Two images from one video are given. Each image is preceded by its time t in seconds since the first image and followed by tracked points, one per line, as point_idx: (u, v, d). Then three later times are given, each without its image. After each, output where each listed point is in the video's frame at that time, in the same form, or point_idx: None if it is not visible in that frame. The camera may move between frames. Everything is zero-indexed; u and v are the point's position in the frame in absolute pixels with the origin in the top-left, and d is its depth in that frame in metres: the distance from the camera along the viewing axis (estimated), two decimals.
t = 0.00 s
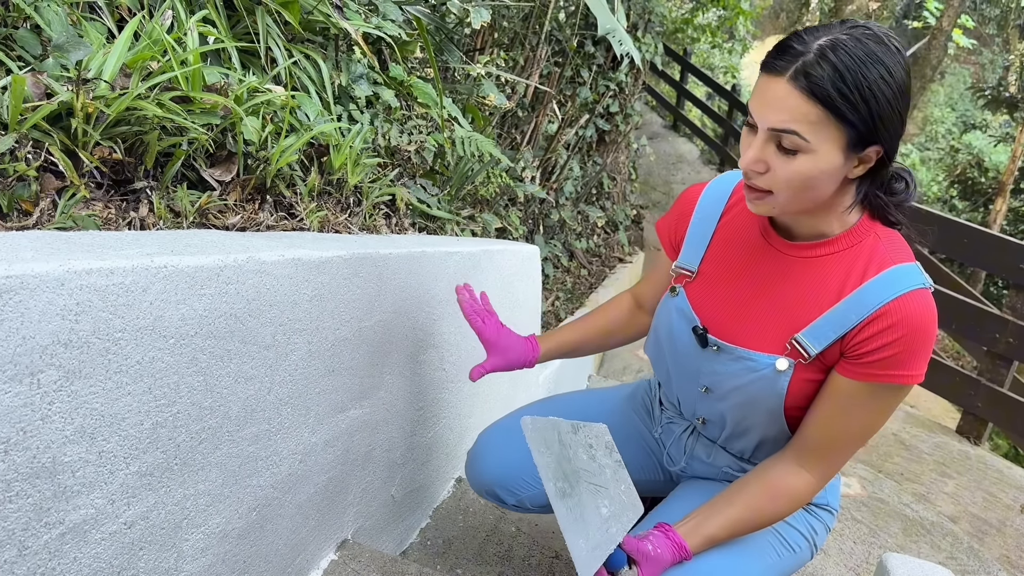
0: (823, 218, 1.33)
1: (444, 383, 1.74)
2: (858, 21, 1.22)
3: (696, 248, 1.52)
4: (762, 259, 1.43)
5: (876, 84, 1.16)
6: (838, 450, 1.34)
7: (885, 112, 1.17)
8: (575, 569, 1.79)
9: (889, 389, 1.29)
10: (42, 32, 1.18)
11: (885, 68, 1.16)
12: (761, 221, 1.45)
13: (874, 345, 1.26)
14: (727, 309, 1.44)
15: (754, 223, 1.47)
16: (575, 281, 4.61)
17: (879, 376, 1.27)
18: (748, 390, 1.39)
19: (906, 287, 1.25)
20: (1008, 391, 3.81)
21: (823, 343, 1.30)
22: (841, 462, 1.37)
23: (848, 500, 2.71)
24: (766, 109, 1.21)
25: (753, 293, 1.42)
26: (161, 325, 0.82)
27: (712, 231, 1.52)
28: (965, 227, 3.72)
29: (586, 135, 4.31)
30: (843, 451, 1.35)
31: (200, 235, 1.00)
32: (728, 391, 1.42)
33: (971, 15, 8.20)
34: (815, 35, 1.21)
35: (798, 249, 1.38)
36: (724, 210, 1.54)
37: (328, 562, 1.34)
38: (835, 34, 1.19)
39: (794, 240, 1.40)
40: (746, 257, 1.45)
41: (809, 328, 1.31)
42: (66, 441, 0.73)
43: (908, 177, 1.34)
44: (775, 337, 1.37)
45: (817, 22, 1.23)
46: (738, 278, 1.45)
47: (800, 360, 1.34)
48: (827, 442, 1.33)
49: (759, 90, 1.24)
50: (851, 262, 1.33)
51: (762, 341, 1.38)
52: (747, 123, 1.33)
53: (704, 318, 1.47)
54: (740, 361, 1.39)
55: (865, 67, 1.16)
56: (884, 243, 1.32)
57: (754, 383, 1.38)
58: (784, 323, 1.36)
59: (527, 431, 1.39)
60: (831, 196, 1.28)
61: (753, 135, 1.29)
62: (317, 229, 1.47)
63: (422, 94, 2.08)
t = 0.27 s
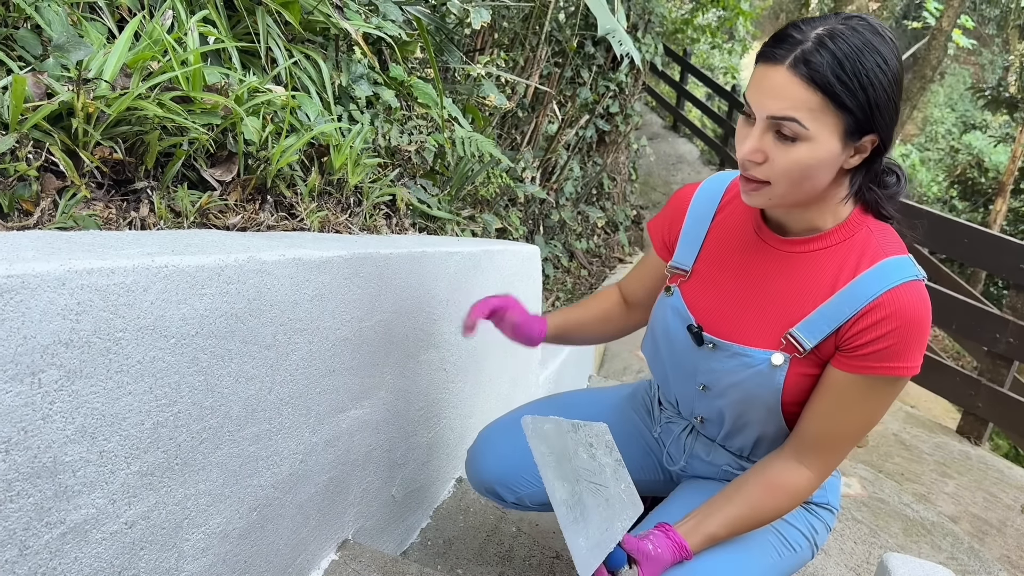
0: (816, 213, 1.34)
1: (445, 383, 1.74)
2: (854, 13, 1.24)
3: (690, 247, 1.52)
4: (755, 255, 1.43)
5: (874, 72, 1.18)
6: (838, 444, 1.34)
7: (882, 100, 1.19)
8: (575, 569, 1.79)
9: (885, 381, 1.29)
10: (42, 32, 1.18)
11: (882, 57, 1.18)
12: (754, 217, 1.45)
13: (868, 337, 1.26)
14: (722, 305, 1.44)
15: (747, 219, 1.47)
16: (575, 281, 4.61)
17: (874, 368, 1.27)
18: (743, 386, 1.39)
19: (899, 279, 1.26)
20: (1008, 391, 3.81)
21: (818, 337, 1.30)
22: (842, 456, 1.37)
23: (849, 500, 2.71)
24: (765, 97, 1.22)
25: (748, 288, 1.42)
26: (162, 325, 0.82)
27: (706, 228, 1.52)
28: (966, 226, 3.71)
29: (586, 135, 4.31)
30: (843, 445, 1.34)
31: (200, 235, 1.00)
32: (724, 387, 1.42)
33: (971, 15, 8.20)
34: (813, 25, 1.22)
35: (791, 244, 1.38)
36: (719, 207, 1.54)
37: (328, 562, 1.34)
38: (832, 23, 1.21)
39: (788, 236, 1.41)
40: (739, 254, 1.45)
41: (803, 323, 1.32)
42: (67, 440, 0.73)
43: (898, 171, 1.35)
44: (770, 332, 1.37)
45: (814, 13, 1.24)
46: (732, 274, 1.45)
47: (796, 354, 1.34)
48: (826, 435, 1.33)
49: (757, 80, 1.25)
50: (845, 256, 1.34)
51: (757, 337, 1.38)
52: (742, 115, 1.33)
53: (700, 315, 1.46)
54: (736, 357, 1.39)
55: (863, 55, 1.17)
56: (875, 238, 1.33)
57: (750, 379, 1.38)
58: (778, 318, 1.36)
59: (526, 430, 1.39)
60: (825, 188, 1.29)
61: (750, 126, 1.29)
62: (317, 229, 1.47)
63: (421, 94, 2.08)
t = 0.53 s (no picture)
0: (819, 201, 1.36)
1: (448, 382, 1.74)
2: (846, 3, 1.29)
3: (696, 241, 1.52)
4: (760, 246, 1.44)
5: (873, 54, 1.22)
6: (839, 433, 1.34)
7: (881, 82, 1.23)
8: (578, 568, 1.80)
9: (888, 363, 1.30)
10: (47, 33, 1.18)
11: (880, 41, 1.23)
12: (759, 209, 1.46)
13: (876, 321, 1.28)
14: (728, 296, 1.43)
15: (750, 212, 1.48)
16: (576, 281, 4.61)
17: (882, 352, 1.28)
18: (754, 378, 1.39)
19: (904, 264, 1.28)
20: (1009, 390, 3.81)
21: (826, 323, 1.31)
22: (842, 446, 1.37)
23: (850, 499, 2.71)
24: (769, 82, 1.23)
25: (754, 278, 1.42)
26: (169, 325, 0.83)
27: (712, 222, 1.52)
28: (966, 226, 3.71)
29: (586, 136, 4.31)
30: (844, 433, 1.34)
31: (206, 235, 1.01)
32: (734, 379, 1.41)
33: (971, 15, 8.22)
34: (812, 12, 1.26)
35: (796, 234, 1.39)
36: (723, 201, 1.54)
37: (333, 561, 1.34)
38: (830, 10, 1.25)
39: (791, 225, 1.42)
40: (744, 246, 1.46)
41: (811, 310, 1.32)
42: (75, 439, 0.73)
43: (896, 161, 1.36)
44: (777, 321, 1.37)
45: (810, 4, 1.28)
46: (737, 266, 1.45)
47: (804, 341, 1.34)
48: (827, 425, 1.33)
49: (759, 67, 1.27)
50: (849, 245, 1.35)
51: (764, 326, 1.38)
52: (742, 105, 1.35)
53: (706, 307, 1.46)
54: (745, 348, 1.38)
55: (862, 38, 1.21)
56: (878, 225, 1.35)
57: (760, 369, 1.37)
58: (785, 307, 1.37)
59: (536, 429, 1.37)
60: (829, 173, 1.30)
61: (752, 114, 1.30)
62: (320, 229, 1.47)
63: (423, 94, 2.09)
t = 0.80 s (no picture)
0: (820, 184, 1.37)
1: (444, 382, 1.75)
2: None
3: (693, 237, 1.52)
4: (759, 235, 1.44)
5: (861, 36, 1.26)
6: (832, 414, 1.31)
7: (871, 61, 1.28)
8: (575, 568, 1.80)
9: (888, 336, 1.28)
10: (41, 34, 1.18)
11: (864, 23, 1.27)
12: (754, 201, 1.47)
13: (879, 295, 1.28)
14: (730, 287, 1.43)
15: (744, 205, 1.49)
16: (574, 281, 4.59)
17: (885, 326, 1.27)
18: (762, 365, 1.38)
19: (902, 238, 1.29)
20: (1006, 389, 3.82)
21: (830, 304, 1.31)
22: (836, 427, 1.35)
23: (847, 499, 2.71)
24: (769, 72, 1.25)
25: (754, 267, 1.42)
26: (162, 325, 0.83)
27: (708, 217, 1.53)
28: (965, 226, 3.72)
29: (584, 136, 4.31)
30: (839, 410, 1.32)
31: (200, 236, 1.01)
32: (742, 368, 1.40)
33: (969, 14, 8.23)
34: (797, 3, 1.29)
35: (794, 221, 1.40)
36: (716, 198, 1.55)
37: (329, 561, 1.35)
38: None
39: (789, 212, 1.42)
40: (742, 237, 1.46)
41: (814, 292, 1.33)
42: (68, 439, 0.73)
43: (879, 141, 1.45)
44: (781, 307, 1.37)
45: None
46: (737, 256, 1.45)
47: (810, 324, 1.34)
48: (819, 407, 1.31)
49: (755, 60, 1.28)
50: (847, 225, 1.36)
51: (768, 313, 1.38)
52: (734, 100, 1.36)
53: (708, 299, 1.45)
54: (752, 337, 1.38)
55: (849, 22, 1.25)
56: (871, 208, 1.37)
57: (767, 356, 1.37)
58: (787, 292, 1.37)
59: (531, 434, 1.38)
60: (830, 155, 1.33)
61: (750, 106, 1.31)
62: (316, 229, 1.48)
63: (420, 95, 2.09)
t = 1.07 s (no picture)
0: (814, 177, 1.39)
1: (443, 383, 1.75)
2: None
3: (687, 240, 1.53)
4: (752, 234, 1.45)
5: (859, 22, 1.32)
6: (828, 411, 1.32)
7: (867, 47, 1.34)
8: (574, 567, 1.81)
9: (884, 330, 1.29)
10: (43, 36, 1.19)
11: (859, 12, 1.34)
12: (745, 202, 1.49)
13: (873, 289, 1.29)
14: (725, 287, 1.44)
15: (735, 205, 1.50)
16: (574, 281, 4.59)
17: (878, 319, 1.28)
18: (758, 365, 1.38)
19: (891, 232, 1.31)
20: (1005, 388, 3.83)
21: (825, 301, 1.32)
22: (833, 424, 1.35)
23: (846, 498, 2.72)
24: (780, 50, 1.28)
25: (748, 267, 1.43)
26: (163, 324, 0.83)
27: (700, 218, 1.54)
28: (964, 226, 3.73)
29: (583, 136, 4.32)
30: (837, 404, 1.32)
31: (200, 236, 1.01)
32: (739, 369, 1.41)
33: (967, 14, 8.25)
34: None
35: (785, 219, 1.42)
36: (708, 200, 1.56)
37: (329, 560, 1.35)
38: None
39: (783, 210, 1.43)
40: (734, 238, 1.47)
41: (808, 290, 1.34)
42: (71, 437, 0.74)
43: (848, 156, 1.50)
44: (776, 306, 1.38)
45: None
46: (731, 255, 1.46)
47: (805, 322, 1.35)
48: (815, 404, 1.32)
49: (763, 39, 1.31)
50: (837, 223, 1.38)
51: (763, 312, 1.38)
52: (737, 86, 1.37)
53: (703, 300, 1.46)
54: (749, 337, 1.38)
55: (848, 8, 1.32)
56: (861, 203, 1.40)
57: (764, 355, 1.37)
58: (781, 291, 1.38)
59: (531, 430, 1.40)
60: (829, 142, 1.36)
61: (757, 88, 1.33)
62: (316, 229, 1.48)
63: (419, 95, 2.10)
